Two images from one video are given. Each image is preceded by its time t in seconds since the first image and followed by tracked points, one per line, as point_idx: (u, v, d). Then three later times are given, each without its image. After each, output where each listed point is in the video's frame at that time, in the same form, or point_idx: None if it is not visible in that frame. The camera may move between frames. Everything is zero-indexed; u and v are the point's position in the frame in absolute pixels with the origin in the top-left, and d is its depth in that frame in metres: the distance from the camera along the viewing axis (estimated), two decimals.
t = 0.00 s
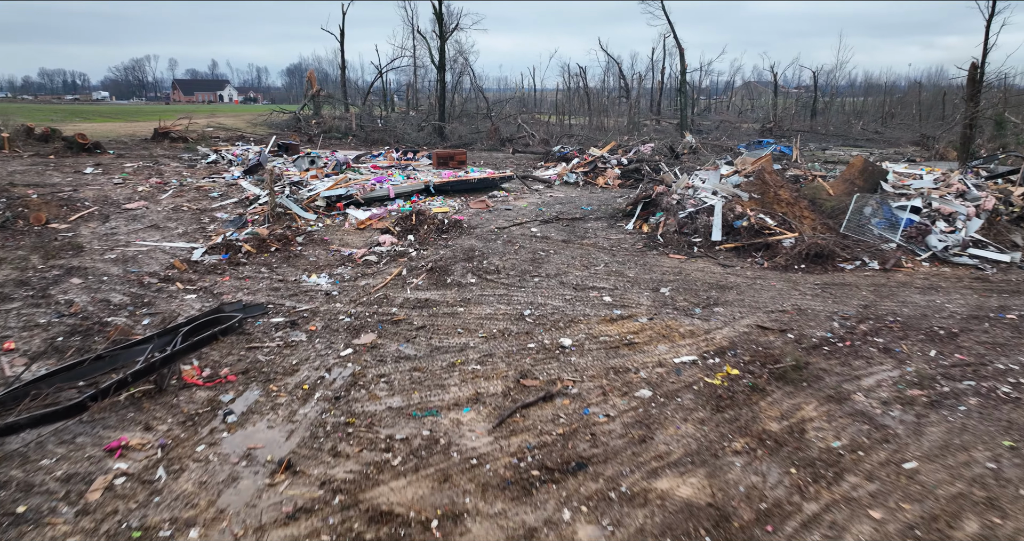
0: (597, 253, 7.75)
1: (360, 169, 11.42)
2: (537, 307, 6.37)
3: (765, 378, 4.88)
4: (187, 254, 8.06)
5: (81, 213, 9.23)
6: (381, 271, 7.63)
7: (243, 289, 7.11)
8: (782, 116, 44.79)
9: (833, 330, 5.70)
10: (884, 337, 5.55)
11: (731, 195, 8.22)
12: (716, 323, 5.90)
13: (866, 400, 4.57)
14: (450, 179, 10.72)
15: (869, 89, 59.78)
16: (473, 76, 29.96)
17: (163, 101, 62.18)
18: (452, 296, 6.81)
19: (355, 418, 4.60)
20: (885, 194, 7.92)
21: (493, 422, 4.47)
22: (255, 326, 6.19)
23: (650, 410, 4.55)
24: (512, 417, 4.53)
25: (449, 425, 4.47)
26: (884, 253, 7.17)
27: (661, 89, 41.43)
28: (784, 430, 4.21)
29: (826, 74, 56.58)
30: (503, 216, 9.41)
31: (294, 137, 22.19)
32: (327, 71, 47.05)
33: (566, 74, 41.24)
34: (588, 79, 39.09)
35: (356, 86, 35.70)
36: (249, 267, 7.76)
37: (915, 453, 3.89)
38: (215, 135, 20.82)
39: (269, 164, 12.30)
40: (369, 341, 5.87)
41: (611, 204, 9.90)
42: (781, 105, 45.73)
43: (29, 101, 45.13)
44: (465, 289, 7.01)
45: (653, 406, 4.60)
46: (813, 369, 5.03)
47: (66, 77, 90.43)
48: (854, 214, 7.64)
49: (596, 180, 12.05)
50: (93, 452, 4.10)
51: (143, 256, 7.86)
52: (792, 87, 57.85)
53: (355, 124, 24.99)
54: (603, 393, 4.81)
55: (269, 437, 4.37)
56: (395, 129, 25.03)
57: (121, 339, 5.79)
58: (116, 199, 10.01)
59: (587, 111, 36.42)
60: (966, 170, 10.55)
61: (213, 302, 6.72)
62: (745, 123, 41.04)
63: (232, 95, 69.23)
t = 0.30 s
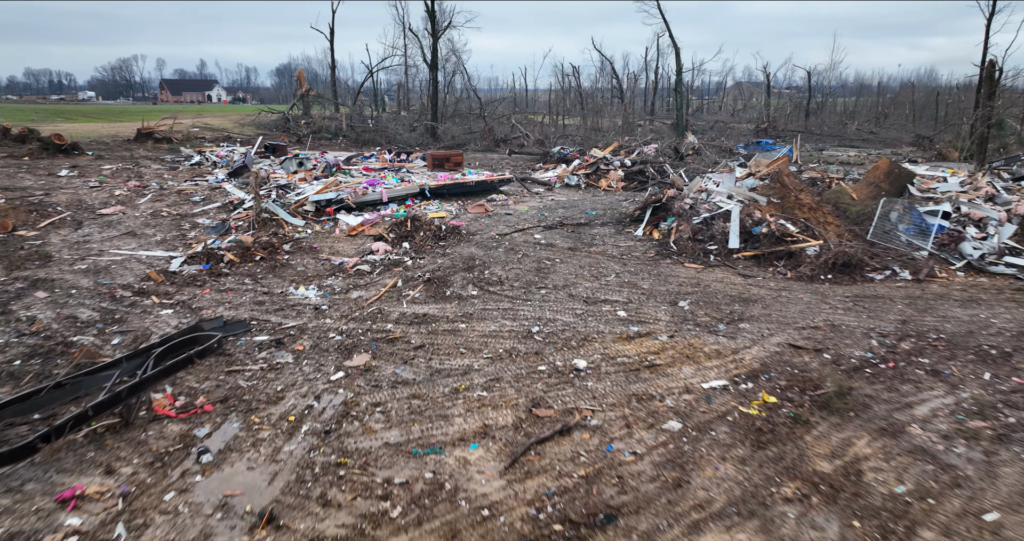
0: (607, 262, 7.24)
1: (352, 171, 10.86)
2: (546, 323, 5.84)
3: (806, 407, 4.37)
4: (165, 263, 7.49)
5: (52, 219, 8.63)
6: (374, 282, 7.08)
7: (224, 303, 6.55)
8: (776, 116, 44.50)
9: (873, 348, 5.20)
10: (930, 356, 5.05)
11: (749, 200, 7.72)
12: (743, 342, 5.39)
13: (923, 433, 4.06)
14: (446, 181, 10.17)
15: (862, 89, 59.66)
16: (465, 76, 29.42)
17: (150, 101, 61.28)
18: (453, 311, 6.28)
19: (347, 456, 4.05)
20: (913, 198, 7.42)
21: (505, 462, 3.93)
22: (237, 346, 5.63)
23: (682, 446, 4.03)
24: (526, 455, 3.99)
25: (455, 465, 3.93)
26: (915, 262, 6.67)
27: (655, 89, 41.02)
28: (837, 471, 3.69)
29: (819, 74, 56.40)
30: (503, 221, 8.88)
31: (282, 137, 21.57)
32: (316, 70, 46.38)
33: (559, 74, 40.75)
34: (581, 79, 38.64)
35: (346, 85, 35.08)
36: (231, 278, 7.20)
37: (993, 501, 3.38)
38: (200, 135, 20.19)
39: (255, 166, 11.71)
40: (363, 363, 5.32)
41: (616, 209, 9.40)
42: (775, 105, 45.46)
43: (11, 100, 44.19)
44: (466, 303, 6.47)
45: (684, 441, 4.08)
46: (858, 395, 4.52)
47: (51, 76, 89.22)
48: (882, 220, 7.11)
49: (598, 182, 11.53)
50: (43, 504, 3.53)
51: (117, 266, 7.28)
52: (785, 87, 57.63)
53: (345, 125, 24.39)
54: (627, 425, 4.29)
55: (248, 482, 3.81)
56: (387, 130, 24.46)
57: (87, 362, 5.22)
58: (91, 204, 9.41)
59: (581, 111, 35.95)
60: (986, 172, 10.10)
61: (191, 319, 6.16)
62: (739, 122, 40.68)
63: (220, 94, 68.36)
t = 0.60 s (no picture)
0: (619, 272, 6.74)
1: (343, 173, 10.31)
2: (558, 342, 5.33)
3: (861, 441, 3.87)
4: (141, 274, 6.92)
5: (20, 225, 8.03)
6: (368, 295, 6.55)
7: (205, 319, 5.99)
8: (770, 116, 44.20)
9: (922, 370, 4.70)
10: (987, 379, 4.56)
11: (769, 204, 7.24)
12: (778, 363, 4.89)
13: (999, 471, 3.55)
14: (443, 184, 9.64)
15: (855, 89, 59.50)
16: (458, 75, 28.87)
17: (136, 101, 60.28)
18: (455, 327, 5.75)
19: (341, 505, 3.52)
20: (944, 202, 6.94)
21: (524, 512, 3.41)
22: (218, 370, 5.08)
23: (725, 490, 3.52)
24: (548, 503, 3.47)
25: (465, 515, 3.40)
26: (952, 271, 6.19)
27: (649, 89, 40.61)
28: (910, 523, 3.18)
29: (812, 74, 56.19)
30: (505, 227, 8.36)
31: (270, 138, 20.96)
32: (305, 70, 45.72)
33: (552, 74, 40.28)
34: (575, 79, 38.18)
35: (336, 85, 34.43)
36: (214, 290, 6.65)
37: None
38: (185, 135, 19.56)
39: (241, 168, 11.13)
40: (358, 389, 4.78)
41: (624, 213, 8.90)
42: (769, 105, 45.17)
43: None
44: (469, 317, 5.95)
45: (728, 484, 3.57)
46: (916, 426, 4.02)
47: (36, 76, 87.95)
48: (913, 226, 6.62)
49: (601, 185, 11.03)
50: None
51: (89, 278, 6.71)
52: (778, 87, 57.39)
53: (335, 125, 23.79)
54: (660, 465, 3.77)
55: (226, 538, 3.27)
56: (378, 130, 23.90)
57: (49, 389, 4.66)
58: (65, 209, 8.81)
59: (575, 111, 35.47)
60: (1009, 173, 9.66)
61: (168, 338, 5.60)
62: (734, 122, 40.31)
63: (208, 94, 67.47)
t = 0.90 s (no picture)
0: (634, 283, 6.26)
1: (335, 175, 9.78)
2: (576, 363, 4.83)
3: (932, 483, 3.38)
4: (116, 286, 6.37)
5: None
6: (364, 309, 6.03)
7: (185, 337, 5.46)
8: (764, 116, 43.90)
9: (983, 395, 4.23)
10: None
11: (792, 209, 6.78)
12: (821, 387, 4.42)
13: None
14: (441, 187, 9.12)
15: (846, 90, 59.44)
16: (450, 74, 28.33)
17: (122, 101, 59.30)
18: (460, 345, 5.25)
19: None
20: (981, 207, 6.49)
21: None
22: (197, 397, 4.54)
23: None
24: None
25: None
26: (996, 281, 5.71)
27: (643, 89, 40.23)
28: None
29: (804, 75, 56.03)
30: (508, 233, 7.86)
31: (258, 139, 20.37)
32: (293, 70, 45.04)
33: (544, 74, 39.85)
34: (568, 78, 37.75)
35: (325, 85, 33.78)
36: (195, 304, 6.12)
37: None
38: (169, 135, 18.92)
39: (227, 171, 10.56)
40: (355, 419, 4.27)
41: (633, 218, 8.44)
42: (762, 105, 44.92)
43: None
44: (474, 334, 5.44)
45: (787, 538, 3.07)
46: (990, 463, 3.54)
47: (19, 76, 86.59)
48: (950, 233, 6.14)
49: (605, 187, 10.55)
50: None
51: (57, 290, 6.16)
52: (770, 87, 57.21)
53: (325, 125, 23.21)
54: (705, 513, 3.27)
55: None
56: (369, 130, 23.34)
57: (5, 422, 4.13)
58: (36, 214, 8.23)
59: (568, 111, 35.04)
60: None
61: (143, 359, 5.07)
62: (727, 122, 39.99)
63: (195, 94, 66.57)
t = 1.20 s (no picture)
0: (651, 294, 5.80)
1: (324, 178, 9.27)
2: (597, 387, 4.37)
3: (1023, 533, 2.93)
4: (87, 300, 5.84)
5: None
6: (359, 325, 5.54)
7: (161, 359, 4.94)
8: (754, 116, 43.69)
9: None
10: None
11: (815, 213, 6.36)
12: (872, 414, 3.97)
13: None
14: (438, 190, 8.63)
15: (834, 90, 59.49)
16: (440, 74, 27.84)
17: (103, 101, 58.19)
18: (466, 366, 4.77)
19: None
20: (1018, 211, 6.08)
21: None
22: (173, 431, 4.03)
23: None
24: None
25: None
26: None
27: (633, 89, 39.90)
28: None
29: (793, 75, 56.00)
30: (511, 240, 7.39)
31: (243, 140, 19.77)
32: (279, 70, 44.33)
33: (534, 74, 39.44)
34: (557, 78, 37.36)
35: (311, 84, 33.12)
36: (174, 320, 5.60)
37: None
38: (150, 136, 18.28)
39: (209, 173, 10.01)
40: (353, 456, 3.77)
41: (641, 223, 8.01)
42: (752, 105, 44.76)
43: None
44: (481, 354, 4.97)
45: None
46: None
47: None
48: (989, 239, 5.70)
49: (608, 189, 10.10)
50: None
51: (21, 306, 5.61)
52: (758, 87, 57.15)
53: (312, 125, 22.62)
54: None
55: None
56: (357, 130, 22.79)
57: None
58: (3, 220, 7.65)
59: (559, 111, 34.65)
60: None
61: (113, 385, 4.54)
62: (718, 122, 39.76)
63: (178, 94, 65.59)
